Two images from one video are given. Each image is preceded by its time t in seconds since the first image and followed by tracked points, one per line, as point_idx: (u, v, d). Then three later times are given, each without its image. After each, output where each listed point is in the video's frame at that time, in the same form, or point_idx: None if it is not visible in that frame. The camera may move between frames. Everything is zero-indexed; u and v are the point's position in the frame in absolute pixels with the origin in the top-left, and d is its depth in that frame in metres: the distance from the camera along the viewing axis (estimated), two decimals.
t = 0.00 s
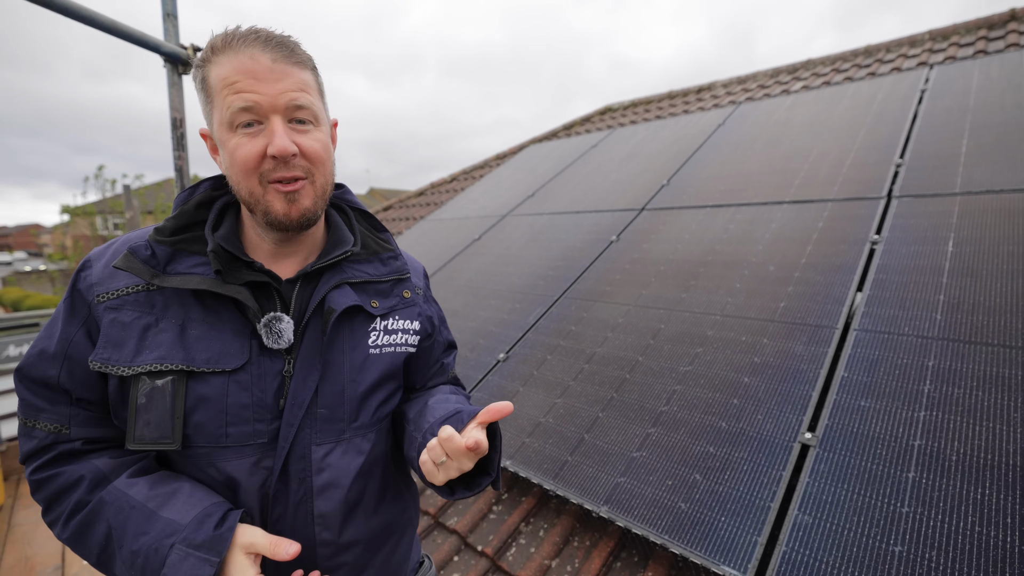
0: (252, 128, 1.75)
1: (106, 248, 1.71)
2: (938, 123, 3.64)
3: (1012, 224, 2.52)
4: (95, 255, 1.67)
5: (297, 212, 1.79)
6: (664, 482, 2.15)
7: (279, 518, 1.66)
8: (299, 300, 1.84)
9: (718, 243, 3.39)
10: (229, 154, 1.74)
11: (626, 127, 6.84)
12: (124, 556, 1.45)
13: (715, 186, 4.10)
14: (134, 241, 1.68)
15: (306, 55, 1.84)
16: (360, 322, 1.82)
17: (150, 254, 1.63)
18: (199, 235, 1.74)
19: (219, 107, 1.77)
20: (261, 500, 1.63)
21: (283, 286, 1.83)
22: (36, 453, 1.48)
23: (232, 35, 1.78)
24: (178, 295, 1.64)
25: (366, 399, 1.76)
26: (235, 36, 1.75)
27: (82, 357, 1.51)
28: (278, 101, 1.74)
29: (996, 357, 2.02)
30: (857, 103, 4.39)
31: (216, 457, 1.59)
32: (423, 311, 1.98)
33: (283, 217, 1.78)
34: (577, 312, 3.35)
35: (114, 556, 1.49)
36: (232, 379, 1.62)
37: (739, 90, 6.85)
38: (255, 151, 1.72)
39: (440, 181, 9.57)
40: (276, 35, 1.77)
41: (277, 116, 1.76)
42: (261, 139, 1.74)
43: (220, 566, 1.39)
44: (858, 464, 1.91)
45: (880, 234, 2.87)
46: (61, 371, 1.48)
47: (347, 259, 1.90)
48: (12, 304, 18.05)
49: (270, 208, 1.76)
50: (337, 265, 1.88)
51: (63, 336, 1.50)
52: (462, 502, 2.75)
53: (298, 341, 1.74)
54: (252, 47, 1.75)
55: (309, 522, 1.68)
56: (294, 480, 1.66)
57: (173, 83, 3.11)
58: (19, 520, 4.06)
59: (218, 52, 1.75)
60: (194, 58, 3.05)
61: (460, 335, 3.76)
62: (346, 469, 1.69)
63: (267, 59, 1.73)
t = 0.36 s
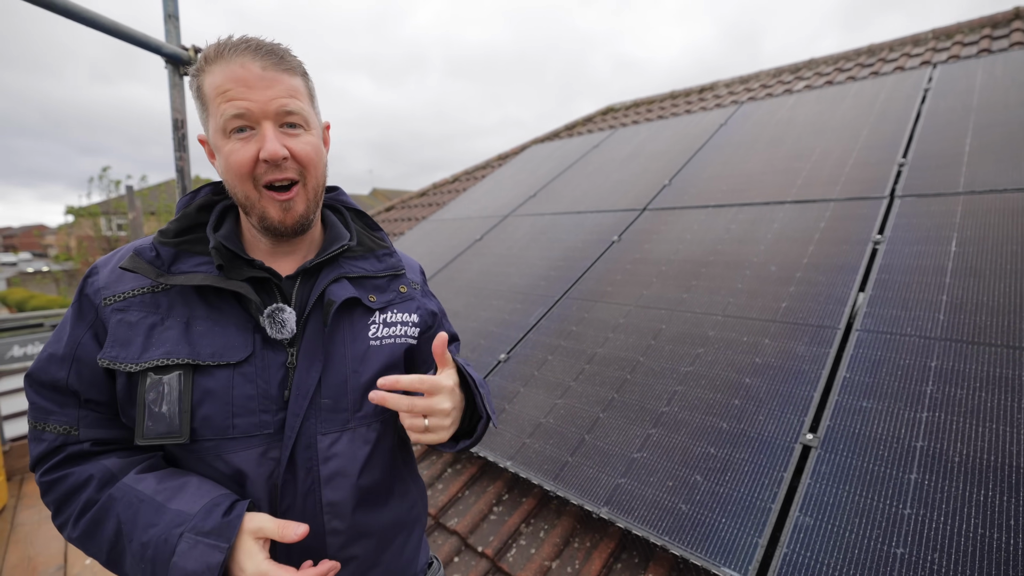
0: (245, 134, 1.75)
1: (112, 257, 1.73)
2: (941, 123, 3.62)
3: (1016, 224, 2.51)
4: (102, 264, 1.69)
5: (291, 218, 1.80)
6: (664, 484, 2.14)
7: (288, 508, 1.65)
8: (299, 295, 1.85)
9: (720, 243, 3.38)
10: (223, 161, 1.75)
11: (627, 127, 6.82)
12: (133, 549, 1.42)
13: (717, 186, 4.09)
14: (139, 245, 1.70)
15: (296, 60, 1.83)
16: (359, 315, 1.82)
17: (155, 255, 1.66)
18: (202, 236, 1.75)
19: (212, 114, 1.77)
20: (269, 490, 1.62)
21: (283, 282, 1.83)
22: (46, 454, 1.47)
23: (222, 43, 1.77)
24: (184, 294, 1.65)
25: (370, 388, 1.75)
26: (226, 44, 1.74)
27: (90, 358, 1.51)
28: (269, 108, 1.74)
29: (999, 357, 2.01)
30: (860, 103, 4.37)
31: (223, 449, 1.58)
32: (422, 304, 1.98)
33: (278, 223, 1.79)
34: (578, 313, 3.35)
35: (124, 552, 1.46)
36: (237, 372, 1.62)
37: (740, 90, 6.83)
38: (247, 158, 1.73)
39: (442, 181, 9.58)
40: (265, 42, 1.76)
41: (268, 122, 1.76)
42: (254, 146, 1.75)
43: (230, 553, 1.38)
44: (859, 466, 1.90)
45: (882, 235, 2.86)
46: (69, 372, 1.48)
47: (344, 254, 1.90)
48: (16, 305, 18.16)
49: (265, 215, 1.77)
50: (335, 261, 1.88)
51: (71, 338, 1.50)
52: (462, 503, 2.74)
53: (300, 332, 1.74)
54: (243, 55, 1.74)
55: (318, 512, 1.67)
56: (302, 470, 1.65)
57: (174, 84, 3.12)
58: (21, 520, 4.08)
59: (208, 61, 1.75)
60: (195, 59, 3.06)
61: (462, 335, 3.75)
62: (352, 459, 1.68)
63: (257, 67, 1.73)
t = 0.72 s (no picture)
0: (238, 131, 1.75)
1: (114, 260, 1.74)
2: (946, 121, 3.59)
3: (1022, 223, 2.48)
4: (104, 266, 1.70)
5: (288, 211, 1.78)
6: (666, 484, 2.13)
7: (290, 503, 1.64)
8: (298, 293, 1.83)
9: (722, 243, 3.36)
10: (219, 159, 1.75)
11: (630, 127, 6.81)
12: (135, 545, 1.42)
13: (719, 186, 4.07)
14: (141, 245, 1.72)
15: (282, 59, 1.86)
16: (357, 312, 1.83)
17: (156, 255, 1.67)
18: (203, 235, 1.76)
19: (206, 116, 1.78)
20: (270, 487, 1.62)
21: (283, 280, 1.83)
22: (50, 453, 1.46)
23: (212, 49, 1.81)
24: (185, 294, 1.65)
25: (369, 384, 1.75)
26: (215, 48, 1.77)
27: (93, 357, 1.51)
28: (259, 103, 1.75)
29: (1004, 357, 1.98)
30: (864, 101, 4.34)
31: (224, 445, 1.58)
32: (420, 303, 1.98)
33: (275, 216, 1.77)
34: (579, 314, 3.33)
35: (126, 551, 1.45)
36: (238, 368, 1.62)
37: (744, 90, 6.79)
38: (240, 152, 1.73)
39: (445, 181, 9.59)
40: (252, 43, 1.79)
41: (259, 117, 1.77)
42: (246, 141, 1.75)
43: (231, 545, 1.37)
44: (862, 467, 1.88)
45: (886, 234, 2.83)
46: (73, 371, 1.48)
47: (342, 252, 1.91)
48: (24, 305, 18.33)
49: (262, 208, 1.76)
50: (333, 259, 1.89)
51: (74, 338, 1.50)
52: (463, 504, 2.74)
53: (300, 328, 1.74)
54: (231, 56, 1.76)
55: (319, 507, 1.66)
56: (303, 465, 1.64)
57: (177, 86, 3.13)
58: (27, 519, 4.12)
59: (200, 66, 1.78)
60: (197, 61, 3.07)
61: (464, 336, 3.75)
62: (354, 453, 1.67)
63: (245, 64, 1.74)
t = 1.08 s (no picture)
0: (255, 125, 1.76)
1: (120, 257, 1.71)
2: (948, 121, 3.58)
3: None
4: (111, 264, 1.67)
5: (299, 200, 1.76)
6: (667, 485, 2.12)
7: (308, 499, 1.64)
8: (310, 292, 1.84)
9: (724, 243, 3.36)
10: (235, 152, 1.75)
11: (632, 127, 6.80)
12: (159, 545, 1.41)
13: (721, 186, 4.06)
14: (152, 243, 1.69)
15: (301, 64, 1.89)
16: (367, 311, 1.83)
17: (170, 254, 1.65)
18: (217, 235, 1.75)
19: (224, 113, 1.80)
20: (289, 481, 1.62)
21: (295, 279, 1.82)
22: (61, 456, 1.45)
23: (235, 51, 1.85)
24: (198, 294, 1.64)
25: (379, 381, 1.77)
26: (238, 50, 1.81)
27: (106, 359, 1.50)
28: (277, 99, 1.76)
29: (1007, 357, 1.98)
30: (867, 101, 4.33)
31: (243, 442, 1.58)
32: (424, 302, 2.00)
33: (285, 206, 1.75)
34: (580, 314, 3.33)
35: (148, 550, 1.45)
36: (255, 367, 1.62)
37: (745, 90, 6.78)
38: (256, 145, 1.73)
39: (446, 181, 9.59)
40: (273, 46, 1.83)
41: (276, 113, 1.78)
42: (263, 135, 1.75)
43: (258, 544, 1.38)
44: (863, 468, 1.88)
45: (888, 234, 2.83)
46: (84, 373, 1.47)
47: (351, 253, 1.92)
48: (26, 305, 18.37)
49: (274, 199, 1.74)
50: (342, 260, 1.90)
51: (86, 339, 1.49)
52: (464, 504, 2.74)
53: (315, 327, 1.74)
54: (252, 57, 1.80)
55: (336, 500, 1.66)
56: (320, 460, 1.65)
57: (177, 85, 3.14)
58: (29, 519, 4.13)
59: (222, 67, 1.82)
60: (198, 60, 3.08)
61: (467, 336, 3.75)
62: (368, 447, 1.68)
63: (266, 63, 1.78)
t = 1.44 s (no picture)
0: (260, 135, 1.75)
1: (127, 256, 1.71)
2: (949, 121, 3.57)
3: None
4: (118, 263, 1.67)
5: (303, 211, 1.78)
6: (666, 486, 2.12)
7: (311, 494, 1.64)
8: (313, 290, 1.84)
9: (725, 244, 3.35)
10: (240, 161, 1.76)
11: (633, 127, 6.79)
12: (164, 538, 1.42)
13: (723, 186, 4.06)
14: (159, 243, 1.70)
15: (308, 69, 1.86)
16: (369, 309, 1.84)
17: (177, 253, 1.65)
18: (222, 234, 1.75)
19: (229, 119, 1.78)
20: (292, 476, 1.62)
21: (298, 278, 1.83)
22: (69, 450, 1.45)
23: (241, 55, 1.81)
24: (203, 291, 1.64)
25: (382, 378, 1.77)
26: (244, 54, 1.77)
27: (114, 355, 1.51)
28: (283, 110, 1.75)
29: (1007, 357, 1.97)
30: (869, 101, 4.32)
31: (246, 437, 1.58)
32: (425, 301, 2.01)
33: (289, 216, 1.77)
34: (581, 314, 3.33)
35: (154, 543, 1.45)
36: (259, 364, 1.62)
37: (746, 90, 6.77)
38: (262, 156, 1.74)
39: (447, 182, 9.59)
40: (280, 53, 1.80)
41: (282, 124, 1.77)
42: (268, 145, 1.75)
43: (260, 538, 1.39)
44: (863, 469, 1.87)
45: (890, 234, 2.82)
46: (93, 369, 1.47)
47: (354, 252, 1.92)
48: (28, 305, 18.42)
49: (278, 208, 1.76)
50: (345, 259, 1.90)
51: (94, 336, 1.49)
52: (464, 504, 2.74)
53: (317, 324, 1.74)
54: (259, 64, 1.76)
55: (339, 495, 1.66)
56: (322, 456, 1.65)
57: (177, 85, 3.14)
58: (31, 519, 4.15)
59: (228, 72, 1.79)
60: (199, 60, 3.09)
61: (468, 336, 3.75)
62: (370, 443, 1.69)
63: (272, 72, 1.74)
